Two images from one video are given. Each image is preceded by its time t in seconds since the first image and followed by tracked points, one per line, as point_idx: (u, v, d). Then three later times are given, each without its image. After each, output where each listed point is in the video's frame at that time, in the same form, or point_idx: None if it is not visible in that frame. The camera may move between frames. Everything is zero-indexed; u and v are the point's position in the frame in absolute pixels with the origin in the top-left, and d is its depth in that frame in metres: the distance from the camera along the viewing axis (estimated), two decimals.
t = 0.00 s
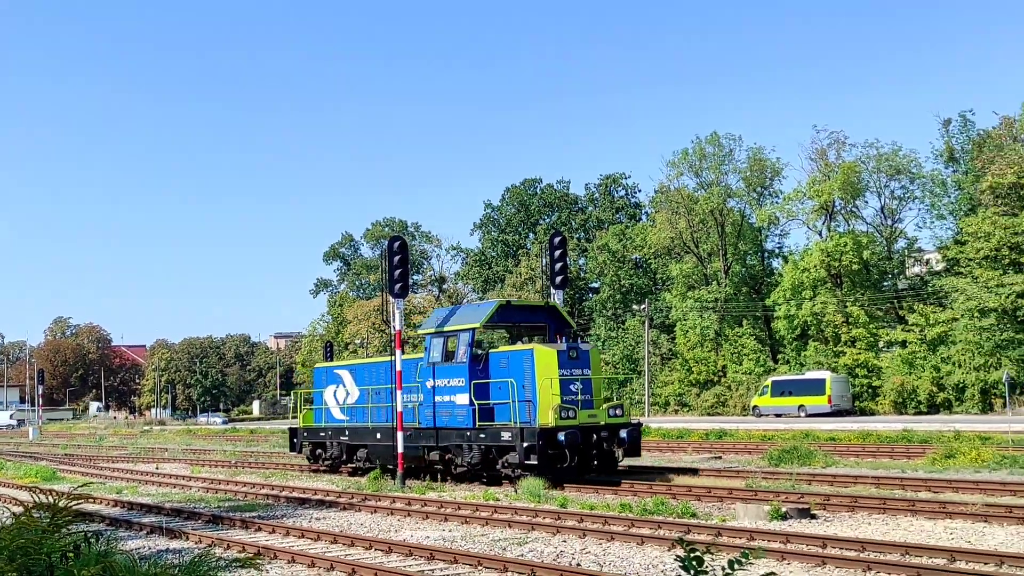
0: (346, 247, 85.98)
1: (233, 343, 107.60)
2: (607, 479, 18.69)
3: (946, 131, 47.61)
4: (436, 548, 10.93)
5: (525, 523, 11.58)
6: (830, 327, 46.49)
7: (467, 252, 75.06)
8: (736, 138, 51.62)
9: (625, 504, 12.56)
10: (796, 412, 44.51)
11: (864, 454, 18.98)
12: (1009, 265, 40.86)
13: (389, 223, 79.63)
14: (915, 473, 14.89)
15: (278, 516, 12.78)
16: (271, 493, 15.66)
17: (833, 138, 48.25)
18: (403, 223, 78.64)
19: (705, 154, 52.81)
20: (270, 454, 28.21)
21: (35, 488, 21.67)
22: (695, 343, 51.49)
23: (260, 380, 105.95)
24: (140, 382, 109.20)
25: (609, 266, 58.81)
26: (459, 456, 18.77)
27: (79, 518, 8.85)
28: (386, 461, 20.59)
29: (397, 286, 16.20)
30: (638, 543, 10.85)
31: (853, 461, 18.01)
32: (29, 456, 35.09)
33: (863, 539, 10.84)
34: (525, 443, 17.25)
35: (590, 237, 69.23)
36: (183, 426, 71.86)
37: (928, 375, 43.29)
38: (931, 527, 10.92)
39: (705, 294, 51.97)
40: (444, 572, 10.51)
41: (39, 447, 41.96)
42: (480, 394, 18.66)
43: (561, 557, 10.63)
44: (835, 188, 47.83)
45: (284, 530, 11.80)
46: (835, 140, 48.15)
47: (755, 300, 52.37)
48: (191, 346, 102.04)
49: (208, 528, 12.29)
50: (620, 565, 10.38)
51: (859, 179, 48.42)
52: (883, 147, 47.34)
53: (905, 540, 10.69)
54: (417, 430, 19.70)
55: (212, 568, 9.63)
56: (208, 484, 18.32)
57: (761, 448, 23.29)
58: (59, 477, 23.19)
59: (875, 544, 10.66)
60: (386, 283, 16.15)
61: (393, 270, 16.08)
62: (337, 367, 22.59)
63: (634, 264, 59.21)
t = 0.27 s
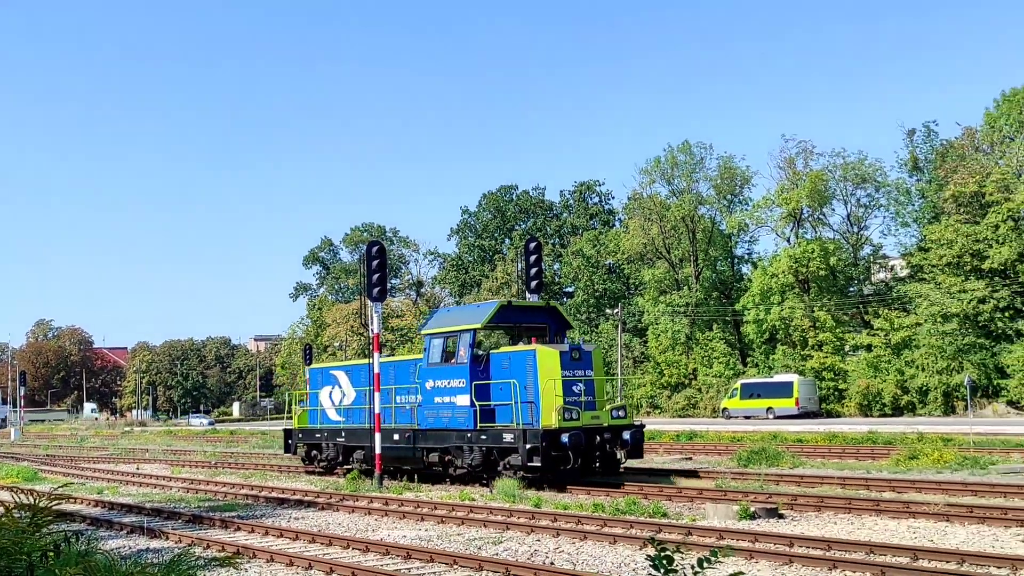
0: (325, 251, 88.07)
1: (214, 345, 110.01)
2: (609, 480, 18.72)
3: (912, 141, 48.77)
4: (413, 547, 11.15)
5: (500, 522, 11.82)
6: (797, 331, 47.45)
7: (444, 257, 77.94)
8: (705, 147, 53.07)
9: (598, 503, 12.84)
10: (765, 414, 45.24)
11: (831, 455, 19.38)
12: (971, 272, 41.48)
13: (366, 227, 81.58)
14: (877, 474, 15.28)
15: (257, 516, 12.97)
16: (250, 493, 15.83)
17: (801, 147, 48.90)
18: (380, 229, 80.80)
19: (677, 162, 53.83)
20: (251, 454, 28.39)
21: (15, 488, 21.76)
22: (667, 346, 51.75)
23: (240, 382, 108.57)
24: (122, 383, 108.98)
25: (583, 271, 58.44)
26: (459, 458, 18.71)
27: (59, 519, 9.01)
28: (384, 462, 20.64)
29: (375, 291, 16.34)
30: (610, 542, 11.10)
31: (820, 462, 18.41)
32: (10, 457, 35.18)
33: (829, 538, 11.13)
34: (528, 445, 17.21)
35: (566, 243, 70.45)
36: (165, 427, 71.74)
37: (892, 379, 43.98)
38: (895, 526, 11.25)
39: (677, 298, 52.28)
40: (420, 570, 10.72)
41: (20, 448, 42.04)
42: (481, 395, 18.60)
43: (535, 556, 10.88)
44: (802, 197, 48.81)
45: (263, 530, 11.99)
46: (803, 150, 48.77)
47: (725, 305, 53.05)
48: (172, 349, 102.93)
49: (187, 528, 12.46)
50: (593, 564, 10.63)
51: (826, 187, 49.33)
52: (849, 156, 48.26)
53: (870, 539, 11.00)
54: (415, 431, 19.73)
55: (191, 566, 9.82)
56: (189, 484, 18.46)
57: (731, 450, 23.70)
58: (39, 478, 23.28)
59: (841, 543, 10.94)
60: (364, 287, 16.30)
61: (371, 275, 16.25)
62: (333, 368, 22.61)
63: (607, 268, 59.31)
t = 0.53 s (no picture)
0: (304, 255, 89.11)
1: (194, 347, 110.87)
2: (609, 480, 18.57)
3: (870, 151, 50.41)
4: (388, 544, 11.47)
5: (473, 519, 12.16)
6: (761, 334, 48.20)
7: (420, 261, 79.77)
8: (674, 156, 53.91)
9: (569, 501, 13.24)
10: (731, 414, 46.22)
11: (795, 454, 19.88)
12: (928, 275, 43.48)
13: (345, 232, 82.95)
14: (836, 472, 15.77)
15: (235, 513, 13.25)
16: (229, 491, 16.11)
17: (765, 155, 49.67)
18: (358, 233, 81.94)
19: (645, 170, 54.40)
20: (230, 453, 28.67)
21: None
22: (636, 348, 52.18)
23: (219, 383, 109.20)
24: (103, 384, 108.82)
25: (554, 275, 59.64)
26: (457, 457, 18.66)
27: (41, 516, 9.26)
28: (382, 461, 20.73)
29: (352, 294, 16.69)
30: (580, 538, 11.46)
31: (782, 461, 18.94)
32: None
33: (791, 534, 11.52)
34: (529, 444, 17.12)
35: (537, 247, 74.77)
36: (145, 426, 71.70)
37: (851, 380, 44.70)
38: (854, 522, 11.69)
39: (645, 302, 52.89)
40: (395, 566, 11.05)
41: None
42: (480, 394, 18.58)
43: (506, 551, 11.22)
44: (765, 205, 49.64)
45: (241, 527, 12.28)
46: (766, 158, 49.62)
47: (692, 309, 53.70)
48: (154, 350, 103.90)
49: (167, 525, 12.73)
50: (563, 559, 10.99)
51: (789, 195, 50.27)
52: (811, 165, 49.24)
53: (830, 534, 11.42)
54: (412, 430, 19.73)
55: (171, 562, 10.11)
56: (169, 482, 18.70)
57: (697, 448, 24.24)
58: (19, 476, 23.46)
59: (802, 539, 11.33)
60: (341, 290, 16.63)
61: (348, 279, 16.59)
62: (327, 367, 22.73)
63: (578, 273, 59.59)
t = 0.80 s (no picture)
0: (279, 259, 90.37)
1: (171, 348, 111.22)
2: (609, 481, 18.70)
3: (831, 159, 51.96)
4: (362, 542, 11.70)
5: (446, 518, 12.41)
6: (727, 338, 48.96)
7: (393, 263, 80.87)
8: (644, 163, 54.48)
9: (539, 499, 13.55)
10: (697, 414, 47.24)
11: (761, 454, 20.33)
12: (887, 281, 45.03)
13: (320, 236, 85.03)
14: (798, 472, 16.19)
15: (211, 512, 13.43)
16: (205, 490, 16.26)
17: (731, 163, 50.17)
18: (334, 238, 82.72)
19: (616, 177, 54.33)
20: (206, 453, 28.79)
21: None
22: (604, 351, 52.32)
23: (196, 386, 110.49)
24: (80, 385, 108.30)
25: (526, 279, 60.75)
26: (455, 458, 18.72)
27: (18, 516, 9.40)
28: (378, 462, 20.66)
29: (327, 297, 16.81)
30: (550, 536, 11.73)
31: (746, 461, 19.37)
32: None
33: (756, 531, 11.83)
34: (530, 445, 17.15)
35: (511, 253, 75.43)
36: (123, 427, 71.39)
37: (814, 382, 45.83)
38: (817, 520, 12.02)
39: (615, 305, 52.92)
40: (368, 564, 11.28)
41: None
42: (480, 394, 18.61)
43: (478, 550, 11.48)
44: (731, 212, 50.32)
45: (217, 526, 12.48)
46: (733, 166, 50.16)
47: (659, 312, 54.18)
48: (131, 351, 102.84)
49: (143, 524, 12.89)
50: (532, 557, 11.26)
51: (754, 203, 50.95)
52: (776, 173, 49.89)
53: (793, 532, 11.75)
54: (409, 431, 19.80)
55: (147, 561, 10.31)
56: (146, 482, 18.82)
57: (664, 448, 24.65)
58: None
59: (766, 536, 11.65)
60: (316, 293, 16.74)
61: (323, 283, 16.74)
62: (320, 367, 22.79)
63: (550, 277, 60.78)
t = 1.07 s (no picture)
0: (258, 264, 91.67)
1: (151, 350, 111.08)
2: (612, 482, 18.62)
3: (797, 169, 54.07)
4: (338, 541, 11.95)
5: (421, 517, 12.69)
6: (694, 340, 50.51)
7: (371, 268, 83.03)
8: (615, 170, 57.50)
9: (513, 499, 13.89)
10: (666, 415, 49.16)
11: (731, 455, 20.77)
12: (850, 286, 46.78)
13: (298, 241, 87.35)
14: (763, 472, 16.63)
15: (190, 512, 13.63)
16: (184, 490, 16.46)
17: (699, 172, 51.33)
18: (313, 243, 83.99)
19: (587, 185, 55.97)
20: (185, 454, 28.99)
21: None
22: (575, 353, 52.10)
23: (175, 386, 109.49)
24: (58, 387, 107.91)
25: (500, 283, 60.62)
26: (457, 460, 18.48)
27: None
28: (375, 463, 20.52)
29: (305, 301, 17.05)
30: (522, 534, 12.03)
31: (714, 461, 19.86)
32: None
33: (722, 529, 12.18)
34: (534, 446, 17.05)
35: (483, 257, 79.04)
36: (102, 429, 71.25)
37: (779, 385, 47.27)
38: (781, 518, 12.39)
39: (586, 309, 53.91)
40: (345, 562, 11.53)
41: None
42: (481, 395, 18.54)
43: (452, 548, 11.75)
44: (700, 219, 51.84)
45: (196, 525, 12.69)
46: (701, 175, 51.22)
47: (630, 316, 55.54)
48: (110, 353, 103.21)
49: (123, 524, 13.08)
50: (505, 554, 11.55)
51: (721, 210, 52.28)
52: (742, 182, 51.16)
53: (757, 530, 12.10)
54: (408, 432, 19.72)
55: (127, 560, 10.52)
56: (125, 482, 18.98)
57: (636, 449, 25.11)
58: None
59: (732, 535, 11.99)
60: (294, 298, 16.99)
61: (300, 287, 16.97)
62: (318, 369, 22.90)
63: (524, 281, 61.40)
